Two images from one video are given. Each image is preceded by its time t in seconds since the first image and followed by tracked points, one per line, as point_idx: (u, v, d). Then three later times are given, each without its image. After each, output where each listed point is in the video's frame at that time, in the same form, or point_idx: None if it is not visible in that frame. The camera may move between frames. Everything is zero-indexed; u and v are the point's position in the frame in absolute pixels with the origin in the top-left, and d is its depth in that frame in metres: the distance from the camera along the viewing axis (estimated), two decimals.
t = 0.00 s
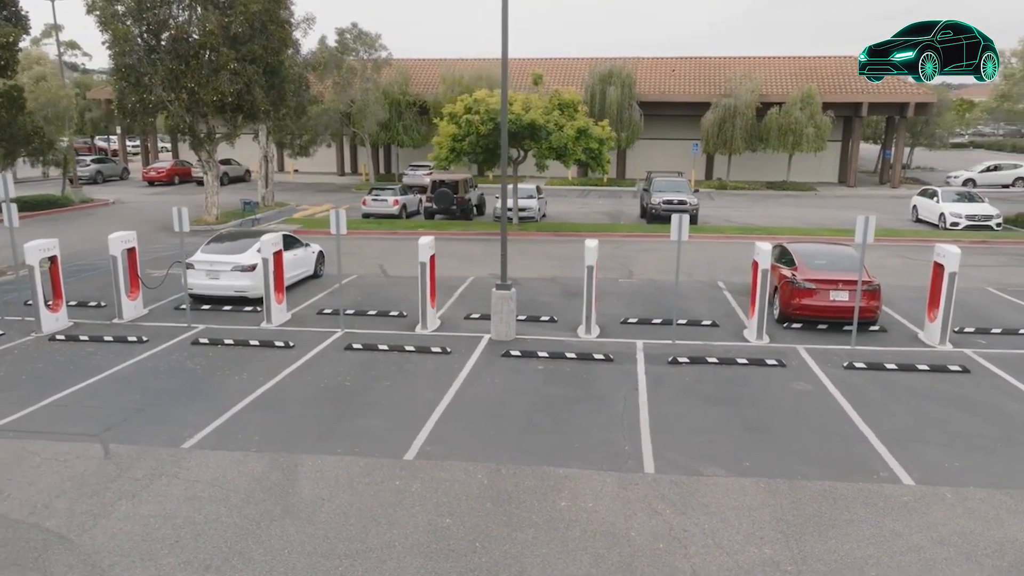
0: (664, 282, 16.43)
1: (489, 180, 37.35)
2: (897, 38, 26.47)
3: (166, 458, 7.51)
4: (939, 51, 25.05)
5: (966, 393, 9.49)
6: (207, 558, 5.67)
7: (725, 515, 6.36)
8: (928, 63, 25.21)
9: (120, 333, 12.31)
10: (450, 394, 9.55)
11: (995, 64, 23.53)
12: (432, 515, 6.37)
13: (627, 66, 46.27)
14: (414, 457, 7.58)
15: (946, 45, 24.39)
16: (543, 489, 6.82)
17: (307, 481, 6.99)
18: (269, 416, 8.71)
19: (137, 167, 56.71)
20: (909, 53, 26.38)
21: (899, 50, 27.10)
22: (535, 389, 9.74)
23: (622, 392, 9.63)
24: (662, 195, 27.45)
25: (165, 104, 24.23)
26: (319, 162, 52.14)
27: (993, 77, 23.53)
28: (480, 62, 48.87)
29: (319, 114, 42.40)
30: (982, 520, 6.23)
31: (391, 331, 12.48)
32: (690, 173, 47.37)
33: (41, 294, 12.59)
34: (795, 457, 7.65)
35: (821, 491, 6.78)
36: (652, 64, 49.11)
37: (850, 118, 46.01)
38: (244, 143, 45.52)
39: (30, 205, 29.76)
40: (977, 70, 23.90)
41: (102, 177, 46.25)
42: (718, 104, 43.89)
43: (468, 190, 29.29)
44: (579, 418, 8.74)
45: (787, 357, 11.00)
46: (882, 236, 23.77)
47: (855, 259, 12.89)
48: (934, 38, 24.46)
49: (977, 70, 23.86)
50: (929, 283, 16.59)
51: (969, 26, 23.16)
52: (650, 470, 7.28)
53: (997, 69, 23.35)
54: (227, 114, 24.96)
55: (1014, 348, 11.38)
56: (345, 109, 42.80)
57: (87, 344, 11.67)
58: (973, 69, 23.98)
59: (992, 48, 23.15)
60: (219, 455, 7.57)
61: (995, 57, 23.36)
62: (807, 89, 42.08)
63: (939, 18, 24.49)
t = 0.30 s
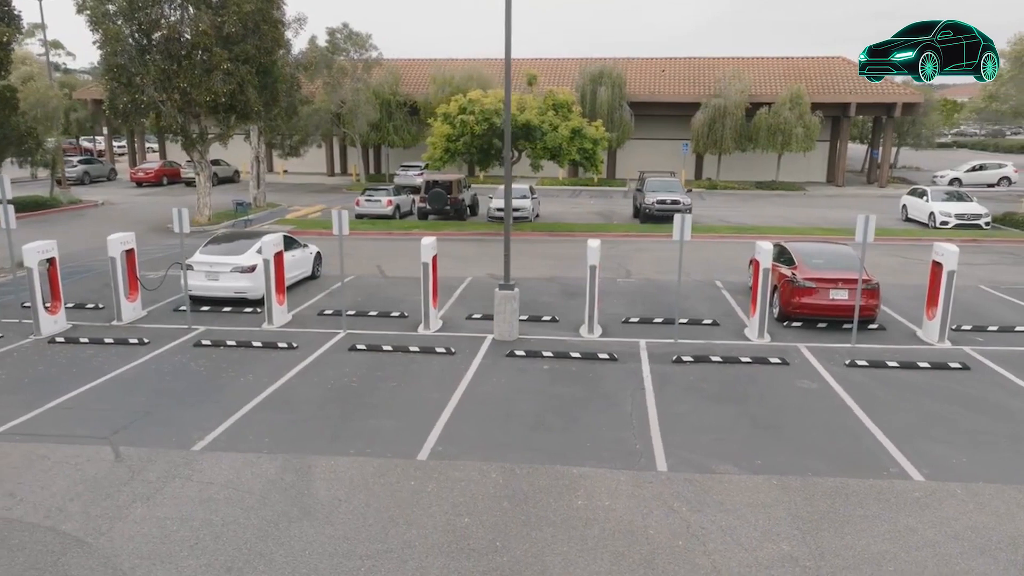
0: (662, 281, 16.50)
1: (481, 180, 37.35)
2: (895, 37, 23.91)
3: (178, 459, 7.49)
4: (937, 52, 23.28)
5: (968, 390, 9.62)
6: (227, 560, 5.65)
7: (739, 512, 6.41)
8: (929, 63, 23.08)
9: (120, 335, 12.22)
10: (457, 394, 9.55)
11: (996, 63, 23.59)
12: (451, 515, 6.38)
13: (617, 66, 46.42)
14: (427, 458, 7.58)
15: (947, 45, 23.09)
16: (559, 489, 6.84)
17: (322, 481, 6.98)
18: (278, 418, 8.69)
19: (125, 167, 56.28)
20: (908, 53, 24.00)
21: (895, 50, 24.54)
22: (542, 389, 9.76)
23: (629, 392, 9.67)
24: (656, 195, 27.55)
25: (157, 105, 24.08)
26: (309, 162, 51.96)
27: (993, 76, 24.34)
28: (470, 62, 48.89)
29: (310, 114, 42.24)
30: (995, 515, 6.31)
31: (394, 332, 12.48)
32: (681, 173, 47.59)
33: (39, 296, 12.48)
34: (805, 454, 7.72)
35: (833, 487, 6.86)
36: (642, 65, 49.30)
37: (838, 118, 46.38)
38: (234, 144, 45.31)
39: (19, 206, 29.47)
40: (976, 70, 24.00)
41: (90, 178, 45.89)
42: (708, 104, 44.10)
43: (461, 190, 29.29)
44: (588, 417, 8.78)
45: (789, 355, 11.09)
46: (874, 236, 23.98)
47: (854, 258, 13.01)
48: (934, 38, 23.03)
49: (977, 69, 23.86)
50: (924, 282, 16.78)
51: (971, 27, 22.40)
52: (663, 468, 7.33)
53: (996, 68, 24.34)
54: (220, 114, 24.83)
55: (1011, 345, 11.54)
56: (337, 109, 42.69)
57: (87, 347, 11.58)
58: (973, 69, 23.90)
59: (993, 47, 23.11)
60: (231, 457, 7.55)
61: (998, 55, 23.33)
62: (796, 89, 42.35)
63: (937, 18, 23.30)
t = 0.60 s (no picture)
0: (660, 280, 16.58)
1: (471, 180, 37.34)
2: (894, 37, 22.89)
3: (191, 462, 7.45)
4: (937, 50, 22.66)
5: (969, 387, 9.75)
6: (250, 563, 5.64)
7: (756, 509, 6.47)
8: (928, 63, 22.47)
9: (120, 337, 12.12)
10: (465, 394, 9.56)
11: (993, 63, 24.49)
12: (471, 514, 6.39)
13: (606, 67, 46.57)
14: (441, 458, 7.59)
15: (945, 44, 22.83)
16: (575, 488, 6.87)
17: (338, 482, 6.98)
18: (287, 419, 8.66)
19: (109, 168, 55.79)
20: (907, 54, 23.05)
21: (894, 51, 23.51)
22: (549, 388, 9.79)
23: (636, 391, 9.73)
24: (648, 195, 27.68)
25: (148, 105, 23.89)
26: (297, 163, 51.71)
27: (994, 74, 25.02)
28: (458, 62, 48.88)
29: (299, 114, 42.01)
30: (1007, 509, 6.41)
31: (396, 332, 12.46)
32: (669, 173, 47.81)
33: (37, 298, 12.37)
34: (815, 451, 7.80)
35: (846, 483, 6.95)
36: (630, 65, 49.49)
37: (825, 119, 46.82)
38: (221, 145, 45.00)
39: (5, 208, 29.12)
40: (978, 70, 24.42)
41: (74, 179, 45.42)
42: (697, 104, 44.32)
43: (454, 190, 29.28)
44: (598, 416, 8.83)
45: (791, 353, 11.20)
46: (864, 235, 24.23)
47: (852, 256, 13.16)
48: (935, 37, 22.58)
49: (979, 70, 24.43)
50: (917, 281, 16.98)
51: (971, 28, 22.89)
52: (677, 466, 7.39)
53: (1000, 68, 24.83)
54: (211, 114, 24.67)
55: (1008, 342, 11.71)
56: (325, 109, 42.49)
57: (87, 349, 11.49)
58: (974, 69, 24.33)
59: (992, 47, 23.75)
60: (243, 459, 7.51)
61: (996, 55, 24.03)
62: (784, 89, 42.65)
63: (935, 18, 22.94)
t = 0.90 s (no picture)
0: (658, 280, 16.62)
1: (462, 180, 37.31)
2: (894, 37, 21.93)
3: (203, 464, 7.42)
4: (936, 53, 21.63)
5: (970, 384, 9.88)
6: (273, 565, 5.63)
7: (772, 507, 6.53)
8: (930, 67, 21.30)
9: (120, 339, 12.04)
10: (472, 394, 9.57)
11: (992, 64, 24.54)
12: (489, 515, 6.40)
13: (595, 67, 46.68)
14: (453, 458, 7.60)
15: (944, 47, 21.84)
16: (591, 487, 6.90)
17: (353, 483, 6.97)
18: (296, 421, 8.64)
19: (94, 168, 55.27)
20: (907, 54, 22.13)
21: (894, 50, 22.29)
22: (555, 388, 9.81)
23: (642, 390, 9.78)
24: (640, 195, 27.77)
25: (139, 105, 23.72)
26: (285, 163, 51.43)
27: (993, 76, 25.15)
28: (447, 62, 48.83)
29: (288, 114, 41.78)
30: (1017, 505, 6.50)
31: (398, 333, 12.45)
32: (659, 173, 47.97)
33: (35, 301, 12.26)
34: (824, 449, 7.88)
35: (858, 480, 7.03)
36: (619, 65, 49.64)
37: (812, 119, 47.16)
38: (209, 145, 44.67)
39: None
40: (976, 70, 24.72)
41: (59, 179, 44.96)
42: (686, 104, 44.51)
43: (446, 190, 29.25)
44: (606, 416, 8.86)
45: (793, 352, 11.30)
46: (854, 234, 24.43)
47: (850, 256, 13.29)
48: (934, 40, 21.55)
49: (977, 70, 24.64)
50: (910, 279, 17.16)
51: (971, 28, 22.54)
52: (689, 465, 7.44)
53: (999, 68, 25.14)
54: (203, 114, 24.50)
55: (1005, 340, 11.88)
56: (314, 109, 42.29)
57: (87, 352, 11.39)
58: (973, 69, 24.50)
59: (991, 47, 23.78)
60: (256, 461, 7.48)
61: (997, 54, 24.01)
62: (772, 89, 42.92)
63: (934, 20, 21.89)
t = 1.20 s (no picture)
0: (656, 279, 16.69)
1: (453, 180, 37.28)
2: (895, 37, 21.37)
3: (215, 466, 7.38)
4: (938, 49, 21.76)
5: (971, 381, 10.03)
6: (295, 567, 5.61)
7: (786, 504, 6.59)
8: (929, 64, 21.51)
9: (120, 341, 11.94)
10: (479, 395, 9.58)
11: (991, 63, 24.57)
12: (508, 514, 6.42)
13: (585, 67, 46.79)
14: (466, 458, 7.61)
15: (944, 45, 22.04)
16: (606, 486, 6.92)
17: (369, 484, 6.96)
18: (305, 422, 8.60)
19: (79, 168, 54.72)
20: (907, 53, 21.60)
21: (895, 50, 21.60)
22: (562, 388, 9.83)
23: (647, 389, 9.82)
24: (633, 194, 27.87)
25: (130, 105, 23.52)
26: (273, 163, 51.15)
27: (993, 77, 25.40)
28: (436, 62, 48.78)
29: (277, 114, 41.56)
30: None
31: (400, 333, 12.42)
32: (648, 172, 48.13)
33: (32, 303, 12.12)
34: (833, 446, 7.95)
35: (869, 478, 7.11)
36: (607, 65, 49.79)
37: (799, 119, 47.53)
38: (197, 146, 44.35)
39: None
40: (976, 69, 25.03)
41: (45, 180, 44.48)
42: (675, 104, 44.69)
43: (439, 190, 29.22)
44: (615, 415, 8.90)
45: (795, 350, 11.39)
46: (845, 233, 24.65)
47: (847, 255, 13.42)
48: (936, 39, 21.64)
49: (978, 69, 25.05)
50: (904, 278, 17.35)
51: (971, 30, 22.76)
52: (702, 463, 7.49)
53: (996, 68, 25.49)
54: (195, 114, 24.32)
55: (1001, 337, 12.05)
56: (304, 109, 42.11)
57: (88, 354, 11.28)
58: (974, 68, 24.90)
59: (990, 48, 23.96)
60: (268, 463, 7.45)
61: (997, 55, 24.03)
62: (760, 89, 43.18)
63: (935, 20, 21.98)
